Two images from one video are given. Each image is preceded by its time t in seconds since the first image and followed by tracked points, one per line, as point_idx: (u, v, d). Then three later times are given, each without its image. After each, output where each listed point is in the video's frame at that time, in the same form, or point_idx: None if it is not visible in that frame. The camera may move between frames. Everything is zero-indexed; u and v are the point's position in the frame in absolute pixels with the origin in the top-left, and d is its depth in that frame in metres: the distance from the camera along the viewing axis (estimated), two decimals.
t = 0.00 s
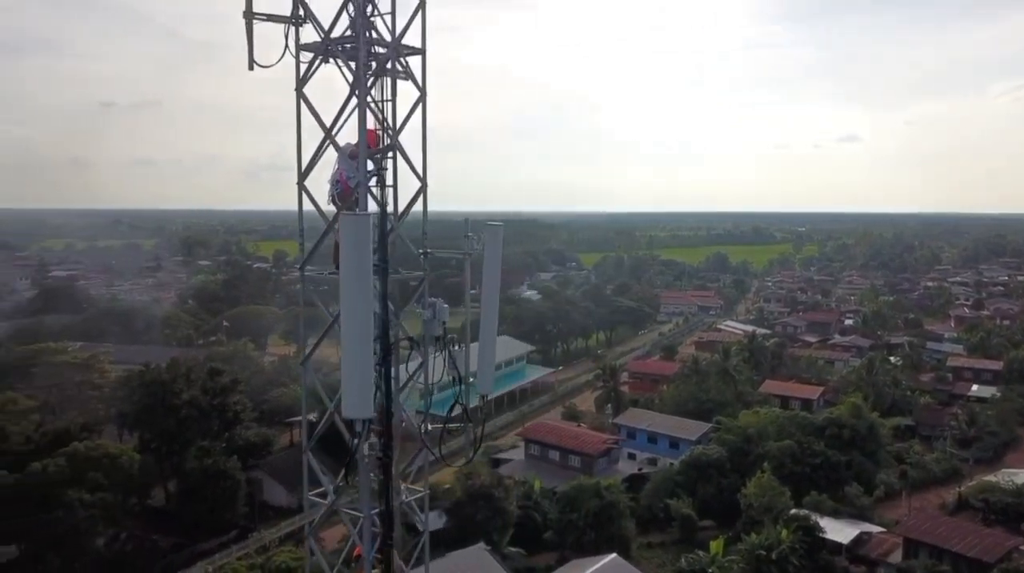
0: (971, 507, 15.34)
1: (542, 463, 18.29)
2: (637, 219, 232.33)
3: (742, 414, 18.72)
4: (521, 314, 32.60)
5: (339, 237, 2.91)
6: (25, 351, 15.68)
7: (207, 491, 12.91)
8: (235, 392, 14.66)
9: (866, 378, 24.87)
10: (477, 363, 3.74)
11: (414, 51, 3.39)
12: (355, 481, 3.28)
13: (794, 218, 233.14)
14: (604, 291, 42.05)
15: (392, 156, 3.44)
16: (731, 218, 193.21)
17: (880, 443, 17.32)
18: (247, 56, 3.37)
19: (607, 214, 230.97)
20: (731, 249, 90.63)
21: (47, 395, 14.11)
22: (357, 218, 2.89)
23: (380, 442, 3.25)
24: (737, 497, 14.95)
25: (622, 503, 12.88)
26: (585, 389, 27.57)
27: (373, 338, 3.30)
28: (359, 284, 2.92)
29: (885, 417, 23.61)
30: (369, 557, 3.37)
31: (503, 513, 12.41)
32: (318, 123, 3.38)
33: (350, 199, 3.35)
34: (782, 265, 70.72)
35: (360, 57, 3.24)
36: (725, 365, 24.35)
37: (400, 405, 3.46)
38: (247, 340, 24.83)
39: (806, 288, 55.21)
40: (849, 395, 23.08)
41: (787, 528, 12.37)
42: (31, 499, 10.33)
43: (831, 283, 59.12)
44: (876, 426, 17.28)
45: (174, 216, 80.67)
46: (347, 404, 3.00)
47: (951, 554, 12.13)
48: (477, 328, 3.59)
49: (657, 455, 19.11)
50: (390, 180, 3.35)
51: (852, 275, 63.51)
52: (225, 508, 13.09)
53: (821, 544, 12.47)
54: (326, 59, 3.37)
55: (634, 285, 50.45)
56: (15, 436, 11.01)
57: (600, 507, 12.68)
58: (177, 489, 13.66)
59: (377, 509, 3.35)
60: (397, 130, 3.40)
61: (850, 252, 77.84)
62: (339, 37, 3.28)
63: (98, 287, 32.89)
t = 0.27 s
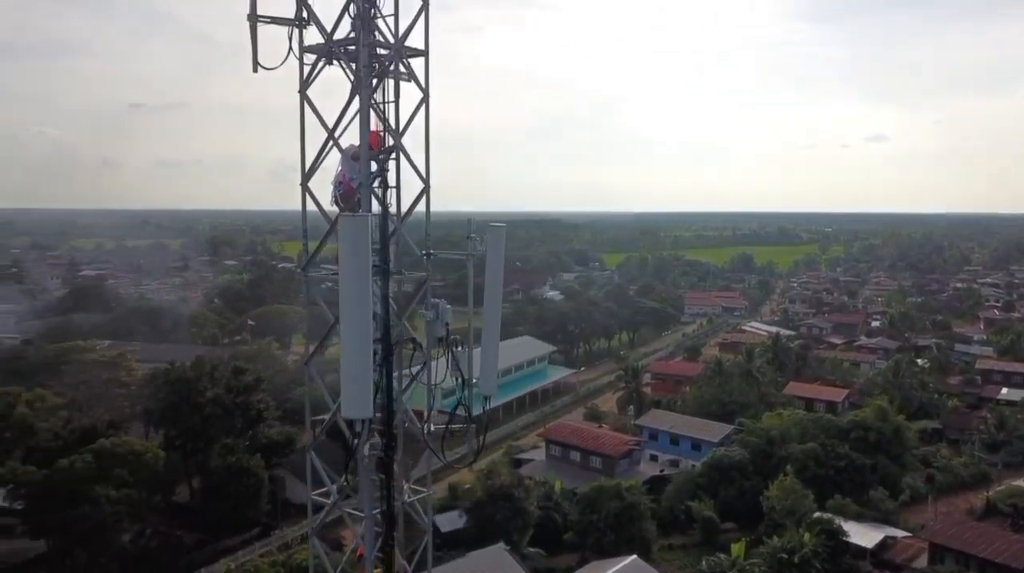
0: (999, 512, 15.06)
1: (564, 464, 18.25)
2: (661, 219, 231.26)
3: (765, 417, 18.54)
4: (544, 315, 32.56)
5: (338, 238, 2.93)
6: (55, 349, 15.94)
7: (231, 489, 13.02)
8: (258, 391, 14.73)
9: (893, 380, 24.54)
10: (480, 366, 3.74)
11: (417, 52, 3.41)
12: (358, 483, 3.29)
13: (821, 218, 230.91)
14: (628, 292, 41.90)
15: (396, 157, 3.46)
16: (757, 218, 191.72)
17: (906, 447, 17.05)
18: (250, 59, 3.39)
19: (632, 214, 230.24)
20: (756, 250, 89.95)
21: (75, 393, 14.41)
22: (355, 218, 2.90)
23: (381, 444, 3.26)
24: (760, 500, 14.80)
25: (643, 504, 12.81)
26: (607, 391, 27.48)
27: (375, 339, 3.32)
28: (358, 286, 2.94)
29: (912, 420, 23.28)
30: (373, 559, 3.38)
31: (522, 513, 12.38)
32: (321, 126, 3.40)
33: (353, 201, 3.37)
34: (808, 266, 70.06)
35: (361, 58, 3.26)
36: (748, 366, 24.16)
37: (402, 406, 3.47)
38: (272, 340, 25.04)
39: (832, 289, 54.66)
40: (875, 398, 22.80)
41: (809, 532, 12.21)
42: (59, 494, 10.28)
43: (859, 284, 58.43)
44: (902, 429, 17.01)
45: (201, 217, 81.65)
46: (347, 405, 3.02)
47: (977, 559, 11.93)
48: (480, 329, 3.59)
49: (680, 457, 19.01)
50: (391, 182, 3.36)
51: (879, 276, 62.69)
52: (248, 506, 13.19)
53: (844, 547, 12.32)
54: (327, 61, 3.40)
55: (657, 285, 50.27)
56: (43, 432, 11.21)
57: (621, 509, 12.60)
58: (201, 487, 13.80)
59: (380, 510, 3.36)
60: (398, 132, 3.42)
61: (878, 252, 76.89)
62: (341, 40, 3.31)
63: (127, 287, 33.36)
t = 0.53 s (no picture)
0: None
1: (587, 465, 18.18)
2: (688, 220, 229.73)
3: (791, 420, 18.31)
4: (568, 315, 32.48)
5: (336, 241, 2.95)
6: (85, 347, 16.21)
7: (256, 486, 13.14)
8: (284, 390, 14.87)
9: (923, 383, 24.13)
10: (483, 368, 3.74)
11: (419, 55, 3.44)
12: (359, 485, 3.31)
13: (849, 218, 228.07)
14: (653, 293, 41.67)
15: (399, 159, 3.47)
16: (785, 219, 189.80)
17: (936, 451, 16.76)
18: (256, 64, 3.43)
19: (658, 214, 229.04)
20: (784, 251, 89.01)
21: (104, 391, 14.63)
22: (354, 221, 2.92)
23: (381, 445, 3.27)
24: (785, 503, 14.63)
25: (666, 506, 12.72)
26: (632, 392, 27.33)
27: (376, 342, 3.34)
28: (355, 288, 2.96)
29: (942, 424, 22.88)
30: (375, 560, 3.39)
31: (545, 514, 12.34)
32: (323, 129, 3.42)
33: (355, 204, 3.39)
34: (837, 268, 69.19)
35: (361, 61, 3.28)
36: (774, 369, 23.90)
37: (404, 408, 3.48)
38: (298, 339, 25.25)
39: (861, 290, 53.95)
40: (905, 401, 22.44)
41: (835, 535, 12.08)
42: (88, 489, 10.42)
43: (889, 285, 57.59)
44: (931, 434, 16.71)
45: (231, 217, 82.53)
46: (346, 406, 3.04)
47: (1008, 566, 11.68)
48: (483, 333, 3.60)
49: (705, 460, 18.87)
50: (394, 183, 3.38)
51: (910, 277, 61.72)
52: (273, 503, 13.30)
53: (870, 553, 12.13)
54: (329, 64, 3.43)
55: (683, 287, 49.95)
56: (73, 428, 11.35)
57: (643, 511, 12.51)
58: (227, 484, 13.94)
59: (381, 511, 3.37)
60: (401, 134, 3.43)
61: (909, 254, 75.74)
62: (343, 43, 3.33)
63: (157, 286, 33.82)
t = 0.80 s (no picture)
0: None
1: (607, 466, 18.12)
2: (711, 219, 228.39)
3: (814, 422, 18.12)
4: (590, 316, 32.42)
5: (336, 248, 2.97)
6: (113, 346, 16.49)
7: (278, 485, 13.24)
8: (305, 389, 14.98)
9: (950, 387, 23.76)
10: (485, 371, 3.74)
11: (421, 59, 3.45)
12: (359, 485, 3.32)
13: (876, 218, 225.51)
14: (677, 293, 41.46)
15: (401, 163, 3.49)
16: (810, 219, 188.15)
17: (962, 455, 16.50)
18: (259, 68, 3.46)
19: (682, 214, 228.07)
20: (809, 251, 88.21)
21: (130, 389, 14.81)
22: (352, 224, 2.94)
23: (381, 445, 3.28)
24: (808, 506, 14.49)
25: (686, 508, 12.64)
26: (654, 393, 27.21)
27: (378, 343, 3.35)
28: (355, 290, 2.98)
29: (969, 427, 22.54)
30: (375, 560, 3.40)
31: (564, 515, 12.29)
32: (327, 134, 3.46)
33: (359, 208, 3.41)
34: (863, 269, 68.41)
35: (362, 66, 3.30)
36: (798, 370, 23.67)
37: (405, 410, 3.50)
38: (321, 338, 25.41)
39: (887, 292, 53.29)
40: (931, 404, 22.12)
41: (858, 540, 11.93)
42: (113, 486, 10.51)
43: (916, 286, 56.83)
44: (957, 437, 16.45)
45: (257, 217, 83.28)
46: (345, 407, 3.06)
47: None
48: (483, 336, 3.61)
49: (726, 462, 18.75)
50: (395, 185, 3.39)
51: (937, 279, 60.89)
52: (293, 502, 13.41)
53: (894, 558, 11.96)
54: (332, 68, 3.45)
55: (706, 287, 49.66)
56: (99, 426, 11.41)
57: (663, 513, 12.43)
58: (249, 482, 14.05)
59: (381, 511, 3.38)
60: (402, 137, 3.44)
61: (937, 255, 74.71)
62: (345, 48, 3.36)
63: (184, 285, 34.26)
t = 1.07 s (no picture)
0: None
1: (627, 467, 18.05)
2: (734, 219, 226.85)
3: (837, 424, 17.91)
4: (612, 317, 32.31)
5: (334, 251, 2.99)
6: (138, 344, 16.69)
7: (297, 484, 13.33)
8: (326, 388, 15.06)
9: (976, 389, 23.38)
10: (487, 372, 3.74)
11: (422, 63, 3.46)
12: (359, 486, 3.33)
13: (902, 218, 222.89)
14: (699, 294, 41.21)
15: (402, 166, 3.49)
16: (835, 219, 186.40)
17: (988, 460, 16.23)
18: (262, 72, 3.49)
19: (704, 213, 226.92)
20: (834, 252, 87.38)
21: (154, 387, 14.97)
22: (350, 228, 2.95)
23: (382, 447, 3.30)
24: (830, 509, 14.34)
25: (706, 510, 12.52)
26: (674, 395, 27.10)
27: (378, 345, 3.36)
28: (352, 293, 2.99)
29: (996, 431, 22.18)
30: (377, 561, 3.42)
31: (582, 517, 12.25)
32: (328, 138, 3.48)
33: (360, 211, 3.43)
34: (889, 270, 67.61)
35: (363, 69, 3.31)
36: (821, 372, 23.43)
37: (406, 412, 3.51)
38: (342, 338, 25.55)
39: (912, 293, 52.65)
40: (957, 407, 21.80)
41: (880, 544, 11.80)
42: (137, 483, 10.64)
43: (943, 287, 56.08)
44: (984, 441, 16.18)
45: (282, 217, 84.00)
46: (343, 409, 3.07)
47: None
48: (486, 339, 3.61)
49: (747, 464, 18.62)
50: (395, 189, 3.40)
51: (964, 280, 60.05)
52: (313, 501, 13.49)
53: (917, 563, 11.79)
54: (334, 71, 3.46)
55: (729, 288, 49.36)
56: (123, 424, 11.50)
57: (682, 515, 12.33)
58: (270, 480, 14.15)
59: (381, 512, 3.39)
60: (402, 140, 3.44)
61: (964, 256, 73.66)
62: (346, 51, 3.36)
63: (209, 284, 34.62)
